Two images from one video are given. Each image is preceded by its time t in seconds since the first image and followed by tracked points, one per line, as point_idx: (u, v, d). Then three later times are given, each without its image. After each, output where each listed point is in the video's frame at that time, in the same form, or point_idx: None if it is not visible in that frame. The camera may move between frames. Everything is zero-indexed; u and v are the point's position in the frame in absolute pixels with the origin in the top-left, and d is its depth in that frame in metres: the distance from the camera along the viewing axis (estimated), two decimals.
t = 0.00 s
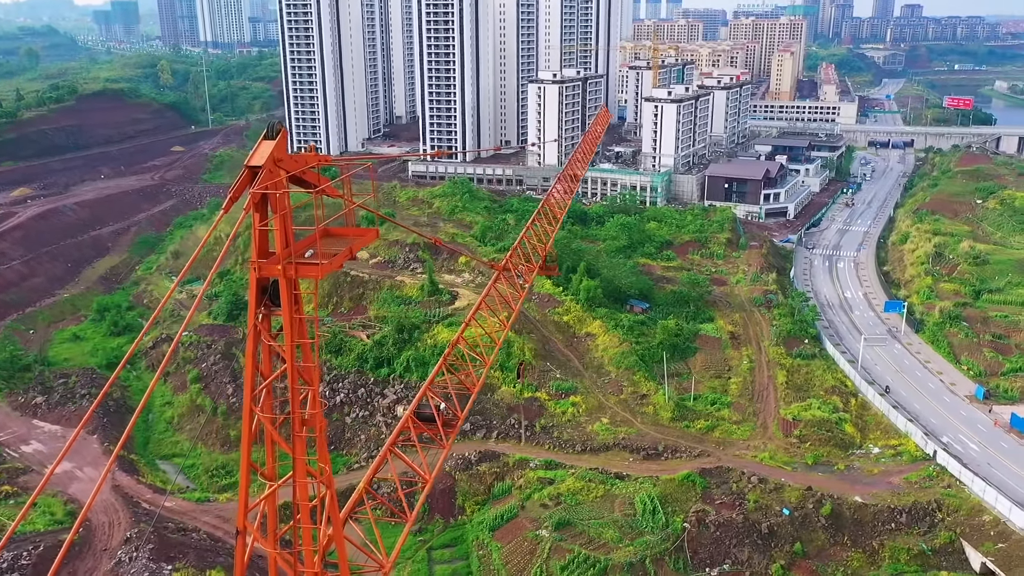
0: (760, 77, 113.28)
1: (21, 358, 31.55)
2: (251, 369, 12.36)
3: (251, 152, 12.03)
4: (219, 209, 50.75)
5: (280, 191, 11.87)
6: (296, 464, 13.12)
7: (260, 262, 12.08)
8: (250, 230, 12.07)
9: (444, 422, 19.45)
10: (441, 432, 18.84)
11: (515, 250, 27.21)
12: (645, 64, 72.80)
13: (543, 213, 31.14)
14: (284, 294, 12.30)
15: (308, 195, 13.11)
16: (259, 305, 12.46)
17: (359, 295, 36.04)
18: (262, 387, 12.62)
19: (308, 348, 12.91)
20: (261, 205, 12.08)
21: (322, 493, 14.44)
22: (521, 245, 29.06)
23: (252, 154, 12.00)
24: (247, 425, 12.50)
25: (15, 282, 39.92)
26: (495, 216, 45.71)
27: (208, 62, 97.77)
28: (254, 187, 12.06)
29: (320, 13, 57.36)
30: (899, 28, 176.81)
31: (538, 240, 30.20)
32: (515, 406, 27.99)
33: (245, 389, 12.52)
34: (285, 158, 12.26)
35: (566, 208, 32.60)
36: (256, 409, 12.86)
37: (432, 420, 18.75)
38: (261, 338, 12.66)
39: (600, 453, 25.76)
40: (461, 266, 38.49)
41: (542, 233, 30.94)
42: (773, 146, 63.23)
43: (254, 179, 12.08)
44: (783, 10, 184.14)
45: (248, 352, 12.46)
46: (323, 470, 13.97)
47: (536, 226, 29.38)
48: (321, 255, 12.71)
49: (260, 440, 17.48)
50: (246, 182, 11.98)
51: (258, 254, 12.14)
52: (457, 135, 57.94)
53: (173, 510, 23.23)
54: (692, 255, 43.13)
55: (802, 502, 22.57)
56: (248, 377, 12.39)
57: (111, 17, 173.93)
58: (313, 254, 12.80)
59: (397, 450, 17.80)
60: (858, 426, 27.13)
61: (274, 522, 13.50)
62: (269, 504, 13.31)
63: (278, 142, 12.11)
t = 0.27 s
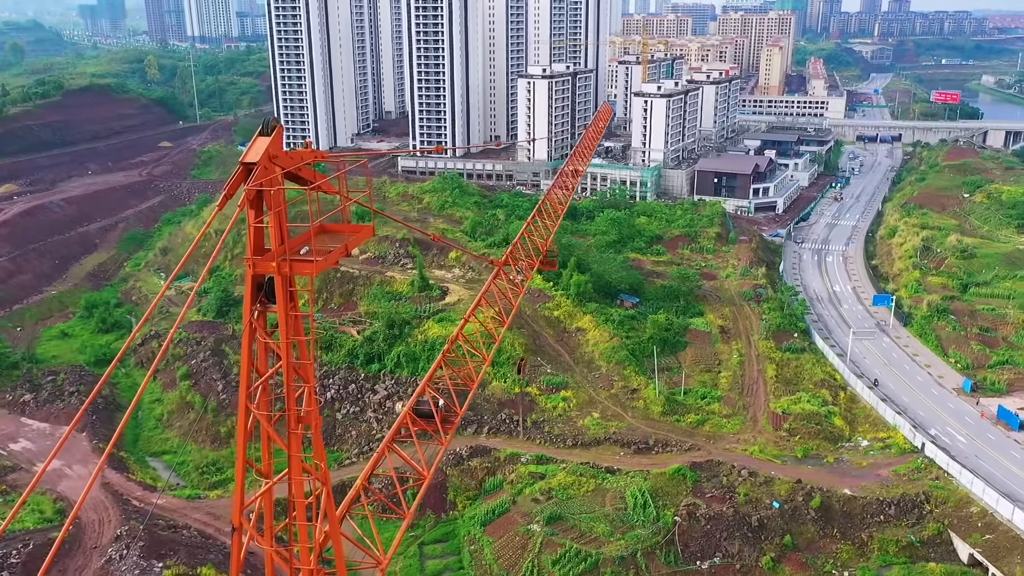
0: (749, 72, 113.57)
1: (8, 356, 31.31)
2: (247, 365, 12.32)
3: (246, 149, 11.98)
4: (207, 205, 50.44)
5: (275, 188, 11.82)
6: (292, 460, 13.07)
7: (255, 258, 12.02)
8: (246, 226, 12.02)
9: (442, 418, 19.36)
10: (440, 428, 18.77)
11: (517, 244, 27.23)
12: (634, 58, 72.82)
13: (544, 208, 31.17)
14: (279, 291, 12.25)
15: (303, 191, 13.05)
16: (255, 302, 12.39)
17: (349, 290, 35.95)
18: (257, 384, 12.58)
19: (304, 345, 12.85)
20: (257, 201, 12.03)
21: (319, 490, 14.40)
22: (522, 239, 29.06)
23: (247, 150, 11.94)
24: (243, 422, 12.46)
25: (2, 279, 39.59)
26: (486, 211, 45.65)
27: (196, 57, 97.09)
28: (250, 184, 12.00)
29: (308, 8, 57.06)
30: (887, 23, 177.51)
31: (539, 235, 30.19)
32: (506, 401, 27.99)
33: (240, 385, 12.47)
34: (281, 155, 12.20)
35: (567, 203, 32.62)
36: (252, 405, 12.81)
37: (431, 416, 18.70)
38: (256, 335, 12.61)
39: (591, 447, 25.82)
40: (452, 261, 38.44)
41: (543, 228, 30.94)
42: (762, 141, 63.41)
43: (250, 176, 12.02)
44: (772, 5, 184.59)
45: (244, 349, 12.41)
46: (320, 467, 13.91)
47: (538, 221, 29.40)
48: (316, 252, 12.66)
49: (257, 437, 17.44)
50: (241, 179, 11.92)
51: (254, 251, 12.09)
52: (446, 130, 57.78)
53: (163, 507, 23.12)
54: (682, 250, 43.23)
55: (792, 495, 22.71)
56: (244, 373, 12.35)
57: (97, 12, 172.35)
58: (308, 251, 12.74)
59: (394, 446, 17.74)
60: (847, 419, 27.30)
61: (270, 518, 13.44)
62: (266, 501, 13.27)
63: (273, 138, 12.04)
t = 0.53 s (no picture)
0: (737, 67, 113.74)
1: None
2: (242, 362, 12.22)
3: (240, 145, 11.89)
4: (196, 201, 50.12)
5: (269, 184, 11.73)
6: (287, 458, 12.96)
7: (250, 256, 11.95)
8: (239, 223, 11.94)
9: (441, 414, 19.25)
10: (438, 425, 18.68)
11: (517, 240, 27.23)
12: (624, 53, 72.82)
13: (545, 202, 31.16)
14: (274, 288, 12.16)
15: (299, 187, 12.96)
16: (250, 298, 12.31)
17: (339, 286, 35.85)
18: (253, 381, 12.47)
19: (299, 342, 12.76)
20: (251, 198, 11.96)
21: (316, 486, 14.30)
22: (523, 235, 29.05)
23: (242, 147, 11.85)
24: (238, 418, 12.38)
25: None
26: (475, 206, 45.57)
27: (183, 52, 96.36)
28: (243, 181, 11.91)
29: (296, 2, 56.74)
30: (875, 18, 178.16)
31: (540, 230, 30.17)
32: (497, 396, 28.00)
33: (236, 383, 12.36)
34: (275, 151, 12.13)
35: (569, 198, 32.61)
36: (247, 403, 12.72)
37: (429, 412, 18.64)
38: (251, 332, 12.54)
39: (582, 442, 25.87)
40: (442, 257, 38.38)
41: (544, 223, 30.89)
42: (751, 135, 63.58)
43: (243, 173, 11.93)
44: None
45: (239, 346, 12.33)
46: (317, 464, 13.81)
47: (538, 216, 29.37)
48: (311, 249, 12.57)
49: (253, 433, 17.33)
50: (235, 175, 11.84)
51: (248, 247, 12.01)
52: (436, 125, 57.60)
53: (152, 504, 23.01)
54: (671, 245, 43.31)
55: (782, 488, 22.84)
56: (239, 371, 12.25)
57: (82, 6, 170.71)
58: (304, 247, 12.65)
59: (393, 442, 17.66)
60: (836, 412, 27.47)
61: (267, 515, 13.35)
62: (262, 498, 13.19)
63: (267, 134, 11.98)
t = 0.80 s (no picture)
0: (726, 61, 113.87)
1: None
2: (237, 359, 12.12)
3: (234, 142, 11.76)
4: (184, 197, 49.80)
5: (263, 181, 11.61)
6: (283, 455, 12.86)
7: (243, 252, 11.83)
8: (234, 220, 11.84)
9: (438, 410, 19.19)
10: (436, 421, 18.64)
11: (517, 235, 27.18)
12: (613, 48, 72.78)
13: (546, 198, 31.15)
14: (269, 285, 12.06)
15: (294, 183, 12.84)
16: (244, 295, 12.19)
17: (329, 282, 35.74)
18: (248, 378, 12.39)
19: (295, 339, 12.66)
20: (245, 194, 11.82)
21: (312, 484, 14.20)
22: (523, 230, 29.00)
23: (235, 143, 11.73)
24: (233, 415, 12.28)
25: None
26: (465, 201, 45.49)
27: (170, 47, 95.56)
28: (237, 177, 11.80)
29: None
30: (862, 12, 178.72)
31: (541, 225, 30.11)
32: (488, 391, 28.01)
33: (230, 379, 12.26)
34: (269, 147, 11.98)
35: (570, 194, 32.60)
36: (242, 400, 12.62)
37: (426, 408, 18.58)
38: (246, 328, 12.44)
39: (573, 436, 25.92)
40: (432, 252, 38.31)
41: (545, 218, 30.85)
42: (740, 130, 63.71)
43: (238, 169, 11.81)
44: None
45: (234, 343, 12.24)
46: (312, 462, 13.71)
47: (538, 212, 29.32)
48: (306, 246, 12.46)
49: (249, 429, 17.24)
50: (228, 172, 11.72)
51: (243, 244, 11.90)
52: (425, 120, 57.42)
53: (142, 501, 22.90)
54: (661, 239, 43.40)
55: (771, 480, 22.96)
56: (234, 367, 12.16)
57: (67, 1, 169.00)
58: (299, 244, 12.53)
59: (390, 438, 17.62)
60: (826, 405, 27.64)
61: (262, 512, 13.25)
62: (258, 495, 13.09)
63: (262, 130, 11.79)
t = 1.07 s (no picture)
0: (715, 56, 114.00)
1: None
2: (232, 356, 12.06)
3: (228, 139, 11.69)
4: (171, 193, 49.45)
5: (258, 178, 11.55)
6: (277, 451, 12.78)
7: (237, 249, 11.77)
8: (228, 217, 11.80)
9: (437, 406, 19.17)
10: (433, 417, 18.64)
11: (516, 230, 27.13)
12: (602, 42, 72.74)
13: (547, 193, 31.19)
14: (264, 282, 12.00)
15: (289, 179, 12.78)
16: (238, 292, 12.12)
17: (318, 278, 35.62)
18: (243, 374, 12.33)
19: (290, 336, 12.60)
20: (240, 191, 11.79)
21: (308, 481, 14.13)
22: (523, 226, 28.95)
23: (229, 140, 11.66)
24: (228, 411, 12.22)
25: None
26: (455, 196, 45.41)
27: (156, 42, 94.79)
28: (231, 175, 11.74)
29: None
30: (850, 7, 179.24)
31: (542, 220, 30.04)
32: (478, 387, 28.00)
33: (226, 376, 12.21)
34: (264, 144, 11.91)
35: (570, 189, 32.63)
36: (237, 397, 12.56)
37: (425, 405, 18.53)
38: (241, 325, 12.38)
39: (564, 431, 25.99)
40: (422, 248, 38.22)
41: (546, 213, 30.86)
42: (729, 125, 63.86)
43: (232, 166, 11.74)
44: None
45: (228, 340, 12.18)
46: (307, 459, 13.64)
47: (538, 207, 29.31)
48: (301, 242, 12.39)
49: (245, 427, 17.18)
50: (222, 169, 11.66)
51: (237, 241, 11.85)
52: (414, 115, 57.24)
53: (132, 499, 22.79)
54: (651, 234, 43.47)
55: (761, 474, 23.08)
56: (229, 364, 12.11)
57: None
58: (293, 241, 12.47)
59: (387, 435, 17.61)
60: (815, 399, 27.80)
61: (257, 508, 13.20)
62: (253, 491, 13.03)
63: (256, 127, 11.72)
